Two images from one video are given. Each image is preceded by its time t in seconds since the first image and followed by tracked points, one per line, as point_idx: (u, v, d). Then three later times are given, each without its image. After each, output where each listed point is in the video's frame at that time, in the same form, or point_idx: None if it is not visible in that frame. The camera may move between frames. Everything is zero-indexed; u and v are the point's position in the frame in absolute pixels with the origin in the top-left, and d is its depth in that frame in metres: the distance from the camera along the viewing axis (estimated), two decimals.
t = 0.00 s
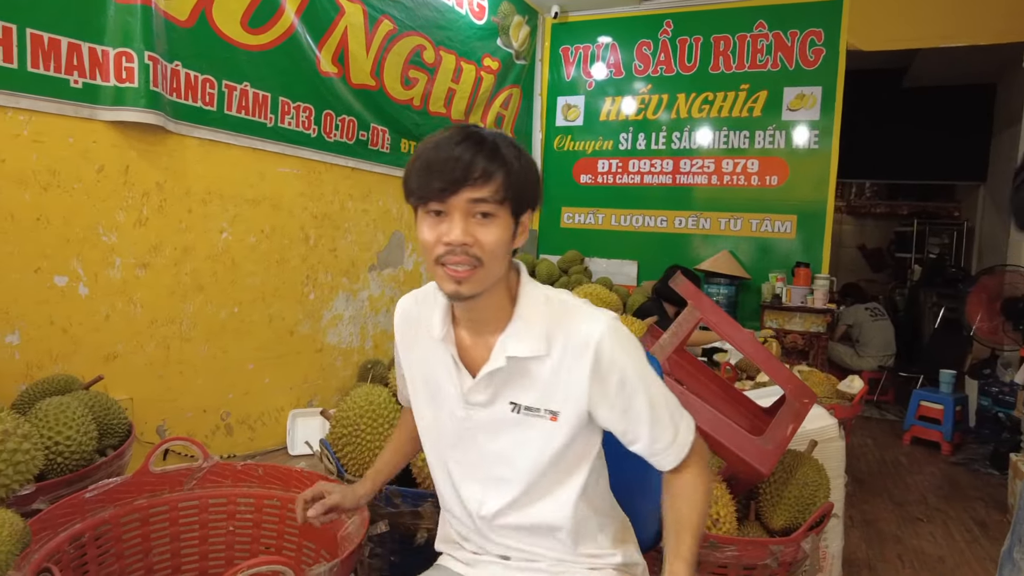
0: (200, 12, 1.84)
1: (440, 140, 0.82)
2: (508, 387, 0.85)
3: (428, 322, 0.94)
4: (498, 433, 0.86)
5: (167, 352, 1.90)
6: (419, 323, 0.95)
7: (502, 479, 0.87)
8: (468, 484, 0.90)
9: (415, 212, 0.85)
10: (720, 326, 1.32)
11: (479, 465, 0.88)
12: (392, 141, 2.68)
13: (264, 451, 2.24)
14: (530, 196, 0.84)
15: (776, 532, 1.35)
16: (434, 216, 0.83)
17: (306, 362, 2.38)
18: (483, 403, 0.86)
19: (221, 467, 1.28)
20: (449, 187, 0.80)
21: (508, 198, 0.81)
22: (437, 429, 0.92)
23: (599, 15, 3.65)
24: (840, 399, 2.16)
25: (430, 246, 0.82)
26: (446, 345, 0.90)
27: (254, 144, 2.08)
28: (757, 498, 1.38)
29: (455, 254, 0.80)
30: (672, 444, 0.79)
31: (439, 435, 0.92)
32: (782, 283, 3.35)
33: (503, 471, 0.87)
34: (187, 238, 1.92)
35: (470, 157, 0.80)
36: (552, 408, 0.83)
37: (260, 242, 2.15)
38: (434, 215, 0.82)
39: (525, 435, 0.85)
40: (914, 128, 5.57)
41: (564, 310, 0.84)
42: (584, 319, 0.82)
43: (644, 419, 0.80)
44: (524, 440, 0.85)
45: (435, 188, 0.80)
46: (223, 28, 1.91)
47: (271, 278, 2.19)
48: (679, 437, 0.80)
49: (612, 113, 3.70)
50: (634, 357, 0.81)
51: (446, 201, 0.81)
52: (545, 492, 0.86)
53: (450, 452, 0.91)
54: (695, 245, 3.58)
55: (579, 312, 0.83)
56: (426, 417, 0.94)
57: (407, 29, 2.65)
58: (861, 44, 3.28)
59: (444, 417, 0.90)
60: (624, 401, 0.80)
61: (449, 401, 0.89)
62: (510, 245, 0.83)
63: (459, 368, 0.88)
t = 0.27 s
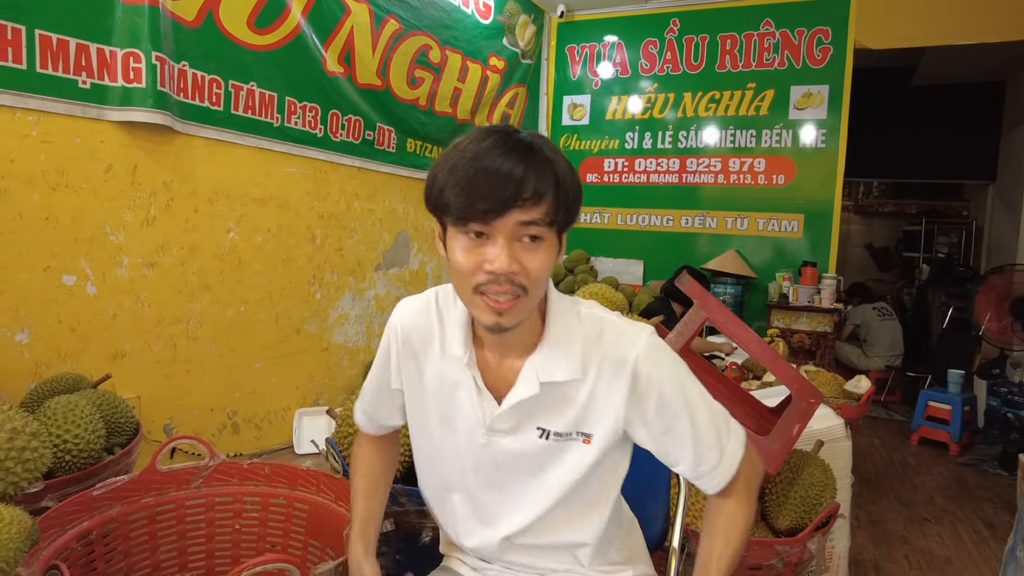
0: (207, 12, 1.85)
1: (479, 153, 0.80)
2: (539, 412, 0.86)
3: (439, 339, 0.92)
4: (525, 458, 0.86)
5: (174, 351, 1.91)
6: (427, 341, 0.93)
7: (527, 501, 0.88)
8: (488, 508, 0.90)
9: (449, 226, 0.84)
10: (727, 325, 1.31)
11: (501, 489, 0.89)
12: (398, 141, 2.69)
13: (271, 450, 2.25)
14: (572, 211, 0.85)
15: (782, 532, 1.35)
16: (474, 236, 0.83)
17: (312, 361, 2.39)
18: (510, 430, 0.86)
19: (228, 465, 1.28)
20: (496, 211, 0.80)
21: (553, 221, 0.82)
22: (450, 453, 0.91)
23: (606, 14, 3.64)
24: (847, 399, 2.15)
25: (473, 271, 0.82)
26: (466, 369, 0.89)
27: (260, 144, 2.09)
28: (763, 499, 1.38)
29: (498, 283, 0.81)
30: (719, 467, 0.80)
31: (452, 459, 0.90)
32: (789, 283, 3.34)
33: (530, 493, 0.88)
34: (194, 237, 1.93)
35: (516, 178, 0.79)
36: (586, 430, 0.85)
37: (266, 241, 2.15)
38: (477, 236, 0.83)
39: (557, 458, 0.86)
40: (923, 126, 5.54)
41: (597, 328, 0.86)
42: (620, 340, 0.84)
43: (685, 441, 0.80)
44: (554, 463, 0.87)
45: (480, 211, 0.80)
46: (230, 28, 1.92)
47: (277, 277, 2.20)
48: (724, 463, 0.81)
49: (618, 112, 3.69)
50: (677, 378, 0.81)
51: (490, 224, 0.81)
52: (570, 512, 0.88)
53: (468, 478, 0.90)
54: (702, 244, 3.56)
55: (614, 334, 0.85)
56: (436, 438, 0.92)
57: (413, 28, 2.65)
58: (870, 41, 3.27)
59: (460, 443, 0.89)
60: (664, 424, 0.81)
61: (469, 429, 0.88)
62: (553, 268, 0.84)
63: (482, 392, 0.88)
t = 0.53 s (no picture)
0: (214, 14, 1.86)
1: (518, 156, 0.72)
2: (564, 436, 0.82)
3: (451, 353, 0.86)
4: (549, 483, 0.83)
5: (181, 351, 1.92)
6: (429, 354, 0.87)
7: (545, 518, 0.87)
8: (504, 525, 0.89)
9: (480, 240, 0.77)
10: (732, 326, 1.32)
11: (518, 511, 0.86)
12: (403, 141, 2.69)
13: (277, 449, 2.26)
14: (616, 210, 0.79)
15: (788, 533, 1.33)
16: (514, 251, 0.75)
17: (318, 361, 2.40)
18: (534, 455, 0.82)
19: (234, 465, 1.30)
20: (544, 222, 0.72)
21: (601, 228, 0.76)
22: (463, 475, 0.87)
23: (612, 14, 3.64)
24: (852, 399, 2.15)
25: (515, 295, 0.75)
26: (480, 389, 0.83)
27: (267, 145, 2.09)
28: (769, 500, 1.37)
29: (546, 308, 0.75)
30: (770, 493, 0.80)
31: (464, 480, 0.87)
32: (795, 283, 3.33)
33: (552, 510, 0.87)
34: (200, 238, 1.94)
35: (565, 184, 0.72)
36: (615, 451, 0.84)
37: (273, 242, 2.16)
38: (520, 251, 0.75)
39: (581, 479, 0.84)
40: (930, 126, 5.51)
41: (636, 344, 0.83)
42: (658, 359, 0.81)
43: (733, 470, 0.80)
44: (577, 482, 0.85)
45: (526, 223, 0.72)
46: (236, 30, 1.93)
47: (283, 278, 2.21)
48: (776, 489, 0.80)
49: (624, 112, 3.68)
50: (732, 402, 0.79)
51: (536, 237, 0.74)
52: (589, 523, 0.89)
53: (484, 499, 0.87)
54: (707, 244, 3.56)
55: (659, 353, 0.81)
56: (446, 458, 0.88)
57: (418, 29, 2.66)
58: (878, 41, 3.27)
59: (476, 466, 0.85)
60: (712, 452, 0.80)
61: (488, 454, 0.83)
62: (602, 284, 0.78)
63: (499, 415, 0.83)
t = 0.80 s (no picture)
0: (217, 18, 1.86)
1: None
2: (588, 341, 0.85)
3: (476, 257, 0.88)
4: (574, 392, 0.85)
5: (184, 353, 1.93)
6: (453, 268, 0.89)
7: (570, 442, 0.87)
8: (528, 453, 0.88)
9: (529, 88, 0.80)
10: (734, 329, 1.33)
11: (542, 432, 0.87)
12: (406, 143, 2.70)
13: (279, 451, 2.27)
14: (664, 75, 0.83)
15: (788, 538, 1.33)
16: (569, 98, 0.78)
17: (321, 363, 2.41)
18: (559, 361, 0.85)
19: (237, 468, 1.30)
20: (600, 65, 0.76)
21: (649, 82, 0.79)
22: (486, 392, 0.88)
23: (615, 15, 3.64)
24: (855, 402, 2.14)
25: (568, 144, 0.78)
26: (507, 296, 0.86)
27: (269, 148, 2.10)
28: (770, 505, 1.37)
29: (598, 161, 0.77)
30: (774, 423, 0.85)
31: (489, 399, 0.88)
32: (797, 285, 3.33)
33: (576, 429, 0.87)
34: (204, 240, 1.95)
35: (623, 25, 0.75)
36: (643, 362, 0.86)
37: (276, 244, 2.17)
38: (576, 97, 0.78)
39: (605, 391, 0.86)
40: (935, 126, 5.49)
41: (673, 250, 0.87)
42: (677, 261, 0.86)
43: (744, 383, 0.85)
44: (601, 397, 0.86)
45: (585, 65, 0.76)
46: (240, 34, 1.94)
47: (286, 280, 2.22)
48: (787, 415, 0.86)
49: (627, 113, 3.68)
50: (755, 304, 0.85)
51: (592, 83, 0.77)
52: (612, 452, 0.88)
53: (511, 413, 0.87)
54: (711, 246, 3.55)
55: (695, 263, 0.85)
56: (469, 372, 0.89)
57: (421, 31, 2.66)
58: (880, 44, 3.28)
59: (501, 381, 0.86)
60: (724, 360, 0.86)
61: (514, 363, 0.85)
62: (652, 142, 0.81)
63: (526, 317, 0.86)
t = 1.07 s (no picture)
0: (220, 25, 1.88)
1: None
2: (621, 218, 0.84)
3: (510, 139, 0.86)
4: (608, 271, 0.83)
5: (188, 359, 1.94)
6: (488, 151, 0.85)
7: (603, 334, 0.84)
8: (560, 345, 0.84)
9: None
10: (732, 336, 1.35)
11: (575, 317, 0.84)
12: (409, 149, 2.71)
13: (282, 456, 2.28)
14: None
15: (788, 544, 1.33)
16: None
17: (324, 368, 2.42)
18: (593, 237, 0.83)
19: (240, 475, 1.31)
20: None
21: None
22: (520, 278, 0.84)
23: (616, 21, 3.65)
24: (855, 408, 2.14)
25: None
26: (541, 173, 0.84)
27: (272, 154, 2.12)
28: (769, 511, 1.38)
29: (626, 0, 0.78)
30: (765, 317, 0.88)
31: (523, 284, 0.84)
32: (799, 290, 3.34)
33: (609, 320, 0.83)
34: (208, 246, 1.96)
35: None
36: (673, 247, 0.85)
37: (279, 250, 2.19)
38: None
39: (640, 273, 0.83)
40: (937, 130, 5.48)
41: (697, 140, 0.88)
42: (703, 150, 0.87)
43: (740, 269, 0.88)
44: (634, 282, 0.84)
45: None
46: (243, 42, 1.95)
47: (289, 285, 2.23)
48: (769, 313, 0.90)
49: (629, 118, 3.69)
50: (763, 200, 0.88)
51: None
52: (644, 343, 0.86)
53: (547, 299, 0.83)
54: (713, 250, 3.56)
55: (719, 152, 0.87)
56: (502, 258, 0.85)
57: (423, 37, 2.67)
58: (880, 46, 3.29)
59: (535, 263, 0.83)
60: (731, 248, 0.87)
61: (548, 240, 0.83)
62: None
63: (563, 195, 0.84)
